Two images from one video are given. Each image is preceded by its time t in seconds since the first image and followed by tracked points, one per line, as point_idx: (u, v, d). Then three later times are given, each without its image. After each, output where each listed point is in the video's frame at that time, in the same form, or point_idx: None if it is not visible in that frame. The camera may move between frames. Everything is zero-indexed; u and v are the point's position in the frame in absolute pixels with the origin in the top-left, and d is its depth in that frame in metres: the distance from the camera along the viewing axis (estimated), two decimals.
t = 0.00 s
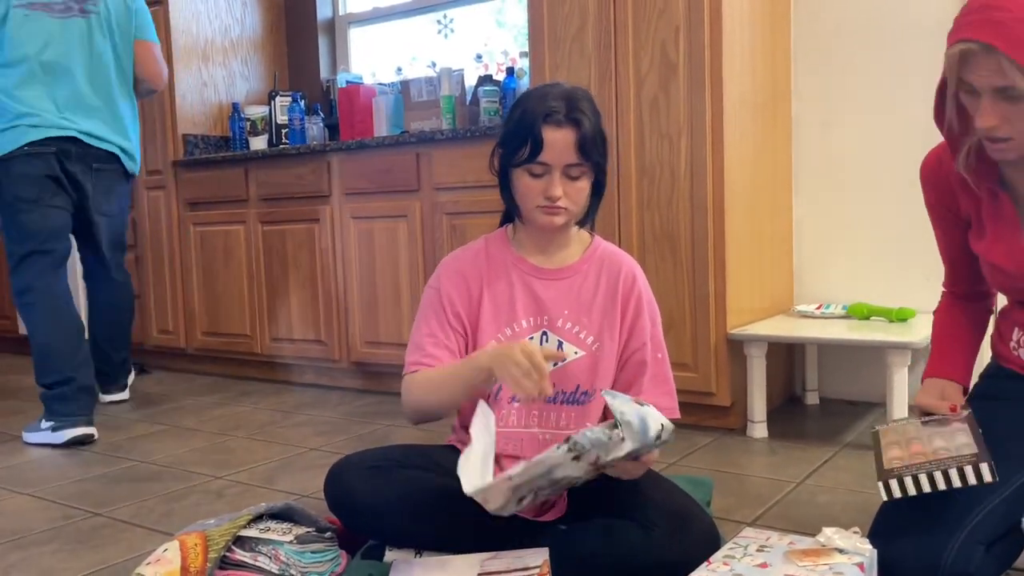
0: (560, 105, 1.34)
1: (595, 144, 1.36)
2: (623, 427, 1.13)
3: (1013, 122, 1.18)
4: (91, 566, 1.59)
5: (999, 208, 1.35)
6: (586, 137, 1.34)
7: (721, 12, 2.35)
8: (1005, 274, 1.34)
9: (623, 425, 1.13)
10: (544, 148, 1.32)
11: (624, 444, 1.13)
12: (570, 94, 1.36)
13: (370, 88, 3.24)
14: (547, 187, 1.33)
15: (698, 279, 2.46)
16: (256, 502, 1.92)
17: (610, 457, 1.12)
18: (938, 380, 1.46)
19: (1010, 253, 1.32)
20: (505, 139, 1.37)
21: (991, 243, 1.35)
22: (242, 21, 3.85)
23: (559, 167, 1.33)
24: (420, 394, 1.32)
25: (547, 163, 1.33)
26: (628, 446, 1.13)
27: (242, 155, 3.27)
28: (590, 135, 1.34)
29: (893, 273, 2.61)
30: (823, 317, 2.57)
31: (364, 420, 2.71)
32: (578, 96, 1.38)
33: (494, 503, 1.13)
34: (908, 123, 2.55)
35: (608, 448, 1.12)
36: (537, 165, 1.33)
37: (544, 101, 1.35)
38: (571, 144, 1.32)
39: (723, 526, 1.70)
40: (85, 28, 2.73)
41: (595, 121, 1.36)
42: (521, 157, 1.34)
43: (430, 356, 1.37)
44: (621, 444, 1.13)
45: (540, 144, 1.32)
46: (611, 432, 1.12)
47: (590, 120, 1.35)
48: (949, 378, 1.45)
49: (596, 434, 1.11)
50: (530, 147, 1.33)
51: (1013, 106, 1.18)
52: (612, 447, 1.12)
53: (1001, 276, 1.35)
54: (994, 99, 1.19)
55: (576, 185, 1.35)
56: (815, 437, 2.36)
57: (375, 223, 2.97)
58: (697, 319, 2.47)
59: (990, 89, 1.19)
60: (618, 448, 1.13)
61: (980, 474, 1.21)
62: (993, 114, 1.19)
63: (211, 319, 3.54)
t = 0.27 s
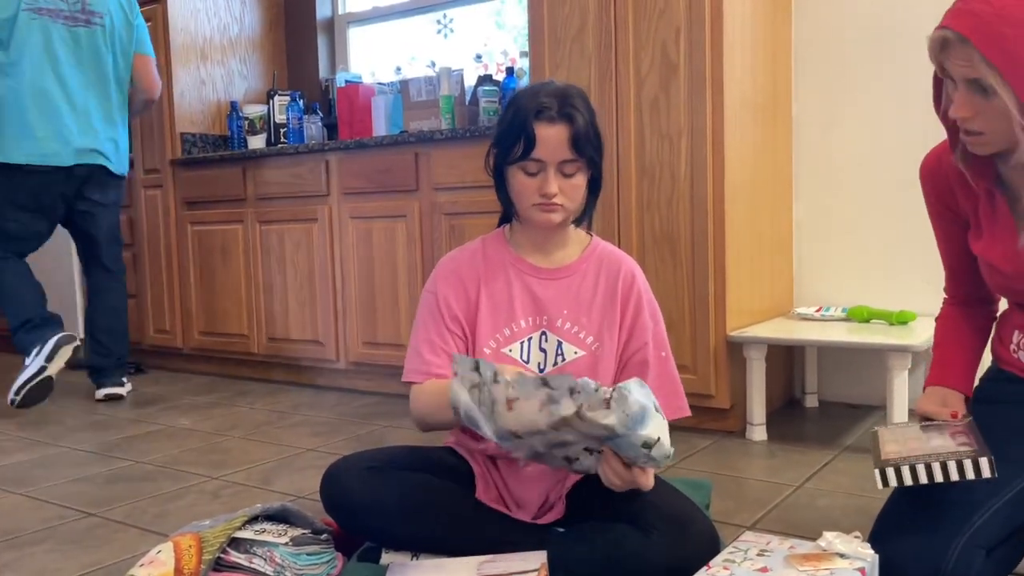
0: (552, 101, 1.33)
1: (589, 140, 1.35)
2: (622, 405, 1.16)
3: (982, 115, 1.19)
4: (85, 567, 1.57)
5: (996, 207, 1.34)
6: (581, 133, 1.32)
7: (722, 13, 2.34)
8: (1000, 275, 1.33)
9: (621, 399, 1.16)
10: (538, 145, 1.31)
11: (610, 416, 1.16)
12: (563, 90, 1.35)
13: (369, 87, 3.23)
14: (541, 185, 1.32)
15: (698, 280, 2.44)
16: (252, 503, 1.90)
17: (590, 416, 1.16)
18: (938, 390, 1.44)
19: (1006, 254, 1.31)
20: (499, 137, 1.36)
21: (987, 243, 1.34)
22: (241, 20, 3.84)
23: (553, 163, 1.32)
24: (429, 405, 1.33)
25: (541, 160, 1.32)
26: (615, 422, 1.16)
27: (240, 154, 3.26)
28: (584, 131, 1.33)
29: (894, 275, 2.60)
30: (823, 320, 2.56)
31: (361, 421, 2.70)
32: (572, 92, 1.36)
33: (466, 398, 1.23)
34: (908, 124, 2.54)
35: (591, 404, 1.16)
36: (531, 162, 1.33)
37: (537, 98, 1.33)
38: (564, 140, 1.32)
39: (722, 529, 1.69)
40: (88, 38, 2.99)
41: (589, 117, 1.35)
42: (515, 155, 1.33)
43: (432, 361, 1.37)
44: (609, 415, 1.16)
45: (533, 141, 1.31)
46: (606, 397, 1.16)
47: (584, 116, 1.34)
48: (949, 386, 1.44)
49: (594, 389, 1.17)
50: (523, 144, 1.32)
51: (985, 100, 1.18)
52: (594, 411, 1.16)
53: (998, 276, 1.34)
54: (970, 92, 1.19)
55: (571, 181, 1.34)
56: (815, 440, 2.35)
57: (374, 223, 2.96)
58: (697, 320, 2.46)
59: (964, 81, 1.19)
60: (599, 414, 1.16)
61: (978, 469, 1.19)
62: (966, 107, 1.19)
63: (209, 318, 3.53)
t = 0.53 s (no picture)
0: (543, 106, 1.32)
1: (581, 143, 1.33)
2: (632, 395, 1.20)
3: (1001, 122, 1.16)
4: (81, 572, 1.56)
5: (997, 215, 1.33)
6: (573, 136, 1.31)
7: (723, 16, 2.33)
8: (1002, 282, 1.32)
9: (633, 391, 1.20)
10: (529, 150, 1.30)
11: (618, 403, 1.20)
12: (554, 94, 1.34)
13: (368, 89, 3.22)
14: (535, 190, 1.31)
15: (698, 285, 2.44)
16: (249, 507, 1.89)
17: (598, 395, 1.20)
18: (937, 384, 1.44)
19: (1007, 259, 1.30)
20: (492, 143, 1.35)
21: (987, 249, 1.33)
22: (240, 21, 3.83)
23: (546, 168, 1.31)
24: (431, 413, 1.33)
25: (534, 165, 1.31)
26: (621, 409, 1.19)
27: (238, 155, 3.24)
28: (575, 134, 1.32)
29: (895, 280, 2.59)
30: (823, 325, 2.55)
31: (359, 424, 2.68)
32: (563, 96, 1.35)
33: (476, 342, 1.24)
34: (908, 129, 2.53)
35: (605, 384, 1.20)
36: (524, 167, 1.32)
37: (528, 103, 1.33)
38: (556, 144, 1.30)
39: (723, 536, 1.68)
40: (59, 51, 3.13)
41: (582, 121, 1.34)
42: (507, 161, 1.32)
43: (431, 368, 1.37)
44: (619, 400, 1.20)
45: (525, 147, 1.30)
46: (619, 382, 1.20)
47: (576, 119, 1.33)
48: (947, 382, 1.44)
49: (613, 370, 1.20)
50: (515, 150, 1.31)
51: (1000, 108, 1.16)
52: (605, 390, 1.20)
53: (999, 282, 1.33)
54: (986, 101, 1.17)
55: (565, 185, 1.33)
56: (815, 445, 2.34)
57: (373, 225, 2.95)
58: (696, 325, 2.45)
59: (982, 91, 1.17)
60: (608, 395, 1.20)
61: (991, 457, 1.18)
62: (985, 117, 1.17)
63: (206, 320, 3.52)
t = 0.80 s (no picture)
0: (542, 108, 1.32)
1: (581, 145, 1.33)
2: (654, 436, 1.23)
3: None
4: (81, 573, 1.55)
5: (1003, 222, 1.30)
6: (573, 139, 1.31)
7: (724, 19, 2.33)
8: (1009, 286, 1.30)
9: (655, 432, 1.24)
10: (530, 153, 1.30)
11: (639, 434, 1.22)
12: (552, 96, 1.34)
13: (369, 90, 3.21)
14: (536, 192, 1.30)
15: (698, 287, 2.44)
16: (249, 508, 1.89)
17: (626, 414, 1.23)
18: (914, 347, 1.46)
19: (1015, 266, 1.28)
20: (492, 146, 1.35)
21: (994, 256, 1.31)
22: (240, 21, 3.83)
23: (547, 171, 1.31)
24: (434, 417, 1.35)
25: (535, 168, 1.31)
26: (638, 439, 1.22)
27: (238, 155, 3.24)
28: (576, 137, 1.32)
29: (895, 283, 2.59)
30: (823, 328, 2.55)
31: (359, 426, 2.68)
32: (562, 98, 1.35)
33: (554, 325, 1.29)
34: (909, 133, 2.54)
35: (639, 412, 1.24)
36: (524, 170, 1.31)
37: (527, 106, 1.32)
38: (556, 147, 1.30)
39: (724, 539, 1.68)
40: None
41: (581, 123, 1.34)
42: (507, 164, 1.32)
43: (434, 373, 1.38)
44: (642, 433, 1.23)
45: (525, 150, 1.30)
46: (649, 421, 1.24)
47: (575, 121, 1.33)
48: (926, 348, 1.46)
49: (650, 409, 1.25)
50: (515, 153, 1.31)
51: None
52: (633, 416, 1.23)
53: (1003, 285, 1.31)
54: None
55: (566, 188, 1.33)
56: (815, 448, 2.33)
57: (372, 226, 2.94)
58: (697, 327, 2.45)
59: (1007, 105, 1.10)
60: (635, 420, 1.23)
61: (997, 427, 1.02)
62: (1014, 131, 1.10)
63: (205, 320, 3.51)
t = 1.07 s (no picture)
0: (541, 112, 1.32)
1: (581, 149, 1.33)
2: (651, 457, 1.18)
3: None
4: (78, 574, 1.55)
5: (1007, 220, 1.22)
6: (573, 143, 1.31)
7: (723, 23, 2.33)
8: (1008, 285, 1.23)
9: (654, 452, 1.18)
10: (530, 157, 1.30)
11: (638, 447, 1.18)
12: (551, 100, 1.34)
13: (367, 91, 3.21)
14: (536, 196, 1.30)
15: (696, 290, 2.44)
16: (247, 509, 1.88)
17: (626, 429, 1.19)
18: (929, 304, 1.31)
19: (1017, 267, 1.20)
20: (491, 150, 1.35)
21: (994, 254, 1.24)
22: (239, 22, 3.83)
23: (547, 175, 1.31)
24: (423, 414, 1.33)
25: (535, 172, 1.31)
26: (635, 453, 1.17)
27: (236, 156, 3.24)
28: (576, 141, 1.32)
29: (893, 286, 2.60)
30: (820, 331, 2.56)
31: (356, 427, 2.68)
32: (561, 101, 1.35)
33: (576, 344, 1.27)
34: (908, 137, 2.54)
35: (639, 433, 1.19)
36: (525, 175, 1.31)
37: (527, 110, 1.32)
38: (557, 151, 1.30)
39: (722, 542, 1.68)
40: None
41: (580, 127, 1.34)
42: (508, 169, 1.32)
43: (431, 377, 1.38)
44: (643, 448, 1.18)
45: (526, 154, 1.30)
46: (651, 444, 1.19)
47: (575, 125, 1.32)
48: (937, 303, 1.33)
49: (655, 434, 1.21)
50: (515, 157, 1.31)
51: None
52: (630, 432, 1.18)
53: (1001, 284, 1.24)
54: None
55: (566, 191, 1.33)
56: (812, 452, 2.34)
57: (370, 227, 2.94)
58: (695, 330, 2.45)
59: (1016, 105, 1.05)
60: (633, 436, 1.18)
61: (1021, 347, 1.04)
62: None
63: (201, 321, 3.51)
